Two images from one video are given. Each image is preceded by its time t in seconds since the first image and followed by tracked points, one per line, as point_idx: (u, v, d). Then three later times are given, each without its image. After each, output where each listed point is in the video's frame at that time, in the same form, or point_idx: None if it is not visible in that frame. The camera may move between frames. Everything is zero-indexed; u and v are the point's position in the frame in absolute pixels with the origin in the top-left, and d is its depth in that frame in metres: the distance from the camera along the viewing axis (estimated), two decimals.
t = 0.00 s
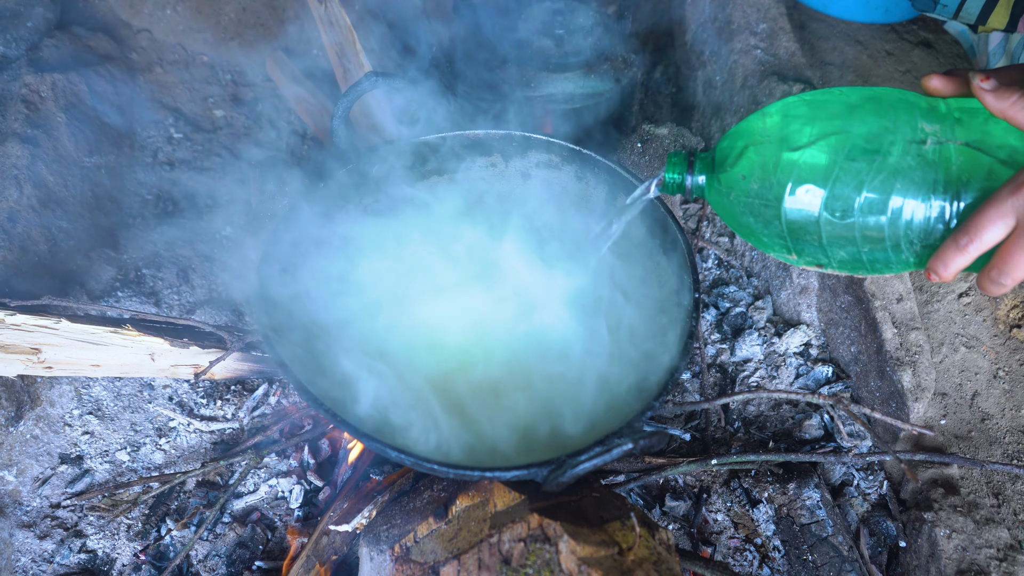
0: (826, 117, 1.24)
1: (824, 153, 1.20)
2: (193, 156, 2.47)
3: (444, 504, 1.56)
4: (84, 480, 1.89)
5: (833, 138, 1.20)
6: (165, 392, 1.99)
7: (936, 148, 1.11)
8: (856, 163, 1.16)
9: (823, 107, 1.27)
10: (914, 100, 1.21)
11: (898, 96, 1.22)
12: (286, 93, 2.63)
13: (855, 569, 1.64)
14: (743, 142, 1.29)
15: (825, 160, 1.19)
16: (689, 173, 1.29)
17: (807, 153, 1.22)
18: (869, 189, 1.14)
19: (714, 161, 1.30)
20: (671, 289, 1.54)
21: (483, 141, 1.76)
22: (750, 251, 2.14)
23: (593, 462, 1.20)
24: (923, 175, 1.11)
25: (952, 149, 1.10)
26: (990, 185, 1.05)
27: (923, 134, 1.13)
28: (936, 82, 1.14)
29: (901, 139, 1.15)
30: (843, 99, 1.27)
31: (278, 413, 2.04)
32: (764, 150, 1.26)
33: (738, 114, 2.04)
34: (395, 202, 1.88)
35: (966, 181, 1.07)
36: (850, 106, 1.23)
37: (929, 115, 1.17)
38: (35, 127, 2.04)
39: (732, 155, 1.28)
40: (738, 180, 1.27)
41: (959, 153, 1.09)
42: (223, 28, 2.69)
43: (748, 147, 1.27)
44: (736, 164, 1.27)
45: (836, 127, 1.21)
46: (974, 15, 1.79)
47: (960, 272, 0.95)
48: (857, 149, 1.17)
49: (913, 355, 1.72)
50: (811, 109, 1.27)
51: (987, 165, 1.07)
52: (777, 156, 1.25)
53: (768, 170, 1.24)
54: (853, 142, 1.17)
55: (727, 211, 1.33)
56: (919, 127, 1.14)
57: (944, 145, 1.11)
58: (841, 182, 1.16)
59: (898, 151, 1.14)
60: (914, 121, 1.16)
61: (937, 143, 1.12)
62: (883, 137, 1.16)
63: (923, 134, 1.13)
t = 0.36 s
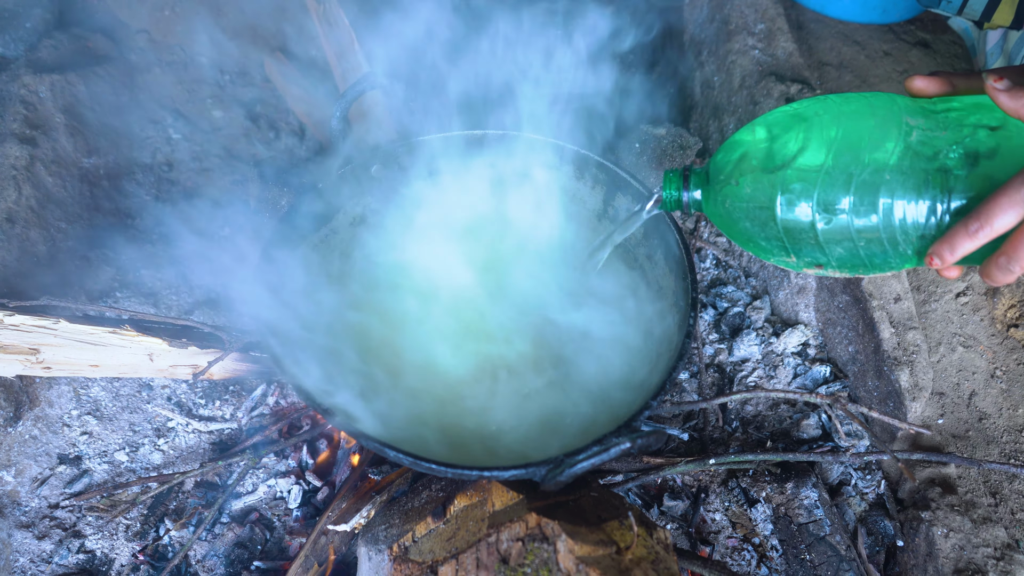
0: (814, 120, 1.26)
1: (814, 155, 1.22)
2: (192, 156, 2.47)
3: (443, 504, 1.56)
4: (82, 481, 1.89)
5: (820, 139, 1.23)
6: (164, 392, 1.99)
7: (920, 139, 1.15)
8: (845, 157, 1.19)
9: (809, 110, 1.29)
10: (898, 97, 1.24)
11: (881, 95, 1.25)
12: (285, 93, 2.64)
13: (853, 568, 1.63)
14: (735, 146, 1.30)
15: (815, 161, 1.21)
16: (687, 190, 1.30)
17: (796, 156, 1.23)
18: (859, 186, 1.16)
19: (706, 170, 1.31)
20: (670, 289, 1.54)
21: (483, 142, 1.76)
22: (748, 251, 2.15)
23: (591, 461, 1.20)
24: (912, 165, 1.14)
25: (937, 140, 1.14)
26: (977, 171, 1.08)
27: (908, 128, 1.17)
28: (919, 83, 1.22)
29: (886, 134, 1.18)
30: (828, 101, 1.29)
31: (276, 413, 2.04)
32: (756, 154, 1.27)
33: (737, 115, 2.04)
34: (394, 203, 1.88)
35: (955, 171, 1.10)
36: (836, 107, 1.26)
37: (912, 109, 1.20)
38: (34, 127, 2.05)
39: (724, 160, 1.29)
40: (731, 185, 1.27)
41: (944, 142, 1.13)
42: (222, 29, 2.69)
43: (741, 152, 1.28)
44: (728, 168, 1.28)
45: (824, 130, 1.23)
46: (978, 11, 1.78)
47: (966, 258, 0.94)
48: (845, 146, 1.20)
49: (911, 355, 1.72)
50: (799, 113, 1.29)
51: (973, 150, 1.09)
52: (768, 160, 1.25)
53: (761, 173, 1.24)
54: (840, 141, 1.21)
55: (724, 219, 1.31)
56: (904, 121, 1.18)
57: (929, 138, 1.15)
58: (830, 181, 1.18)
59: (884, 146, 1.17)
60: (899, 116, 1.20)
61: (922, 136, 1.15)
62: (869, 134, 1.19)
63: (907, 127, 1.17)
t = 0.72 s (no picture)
0: (800, 96, 1.27)
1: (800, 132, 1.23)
2: (190, 158, 2.47)
3: (440, 505, 1.56)
4: (81, 481, 1.90)
5: (808, 115, 1.24)
6: (162, 394, 1.97)
7: (905, 110, 1.17)
8: (832, 130, 1.21)
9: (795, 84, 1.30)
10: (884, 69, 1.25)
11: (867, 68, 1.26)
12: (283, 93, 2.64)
13: (850, 569, 1.63)
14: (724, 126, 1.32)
15: (802, 139, 1.23)
16: (676, 177, 1.32)
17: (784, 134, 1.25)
18: (847, 161, 1.19)
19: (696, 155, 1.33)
20: (668, 289, 1.55)
21: (480, 142, 1.75)
22: (746, 252, 2.15)
23: (588, 461, 1.20)
24: (899, 132, 1.16)
25: (918, 107, 1.16)
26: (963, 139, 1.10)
27: (890, 98, 1.19)
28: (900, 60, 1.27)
29: (870, 105, 1.19)
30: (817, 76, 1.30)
31: (274, 415, 2.05)
32: (746, 134, 1.28)
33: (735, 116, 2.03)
34: (392, 202, 1.88)
35: (941, 137, 1.12)
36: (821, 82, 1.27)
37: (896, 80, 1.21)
38: (33, 129, 2.04)
39: (712, 142, 1.31)
40: (722, 167, 1.29)
41: (927, 112, 1.15)
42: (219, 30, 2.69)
43: (731, 136, 1.29)
44: (719, 149, 1.29)
45: (811, 108, 1.24)
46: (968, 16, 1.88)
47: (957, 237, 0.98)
48: (830, 122, 1.22)
49: (908, 356, 1.71)
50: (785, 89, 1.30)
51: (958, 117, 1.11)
52: (758, 140, 1.26)
53: (751, 153, 1.26)
54: (826, 116, 1.22)
55: (716, 202, 1.33)
56: (885, 90, 1.19)
57: (911, 106, 1.17)
58: (819, 158, 1.21)
59: (868, 116, 1.19)
60: (881, 86, 1.21)
61: (904, 105, 1.17)
62: (852, 106, 1.21)
63: (891, 99, 1.18)
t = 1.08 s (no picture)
0: (786, 127, 1.26)
1: (790, 163, 1.22)
2: (188, 163, 2.47)
3: (438, 509, 1.56)
4: (78, 487, 1.89)
5: (796, 146, 1.23)
6: (159, 398, 1.99)
7: (893, 139, 1.16)
8: (821, 164, 1.20)
9: (778, 115, 1.30)
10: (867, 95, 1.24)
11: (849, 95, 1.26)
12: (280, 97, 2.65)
13: (847, 572, 1.63)
14: (712, 160, 1.31)
15: (793, 171, 1.21)
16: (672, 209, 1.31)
17: (773, 164, 1.23)
18: (841, 190, 1.17)
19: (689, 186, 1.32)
20: (663, 294, 1.55)
21: (476, 146, 1.76)
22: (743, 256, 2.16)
23: (586, 466, 1.21)
24: (888, 160, 1.15)
25: (906, 136, 1.15)
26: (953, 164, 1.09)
27: (877, 128, 1.18)
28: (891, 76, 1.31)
29: (857, 134, 1.18)
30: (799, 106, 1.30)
31: (273, 419, 2.05)
32: (735, 167, 1.26)
33: (731, 120, 2.03)
34: (389, 208, 1.88)
35: (931, 161, 1.11)
36: (804, 113, 1.26)
37: (879, 108, 1.20)
38: (31, 134, 2.05)
39: (702, 176, 1.31)
40: (716, 204, 1.27)
41: (916, 138, 1.14)
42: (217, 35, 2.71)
43: (721, 169, 1.28)
44: (710, 183, 1.28)
45: (798, 139, 1.24)
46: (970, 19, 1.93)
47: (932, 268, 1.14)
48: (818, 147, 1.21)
49: (904, 359, 1.71)
50: (768, 121, 1.30)
51: (946, 142, 1.10)
52: (748, 172, 1.25)
53: (743, 187, 1.25)
54: (814, 148, 1.21)
55: (713, 235, 1.32)
56: (872, 120, 1.19)
57: (899, 135, 1.16)
58: (811, 185, 1.19)
59: (857, 145, 1.18)
60: (867, 115, 1.20)
61: (892, 135, 1.16)
62: (839, 137, 1.20)
63: (877, 128, 1.18)
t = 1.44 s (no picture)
0: (776, 129, 1.23)
1: (787, 171, 1.20)
2: (187, 166, 2.47)
3: (437, 511, 1.56)
4: (77, 489, 1.89)
5: (789, 151, 1.21)
6: (158, 401, 1.99)
7: (886, 138, 1.14)
8: (817, 173, 1.18)
9: (764, 115, 1.26)
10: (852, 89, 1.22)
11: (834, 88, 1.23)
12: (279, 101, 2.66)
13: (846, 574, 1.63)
14: (704, 166, 1.29)
15: (790, 179, 1.20)
16: (664, 206, 1.35)
17: (769, 171, 1.21)
18: (839, 195, 1.17)
19: (680, 188, 1.34)
20: (662, 297, 1.55)
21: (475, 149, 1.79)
22: (742, 258, 2.18)
23: (585, 467, 1.21)
24: (886, 164, 1.14)
25: (899, 135, 1.14)
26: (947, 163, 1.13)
27: (869, 129, 1.15)
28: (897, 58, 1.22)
29: (850, 137, 1.16)
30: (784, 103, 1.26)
31: (272, 421, 2.05)
32: (729, 176, 1.25)
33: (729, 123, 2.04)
34: (388, 211, 1.89)
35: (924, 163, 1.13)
36: (792, 112, 1.23)
37: (867, 104, 1.19)
38: (29, 137, 2.04)
39: (697, 183, 1.30)
40: (712, 211, 1.29)
41: (908, 137, 1.13)
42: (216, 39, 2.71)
43: (716, 178, 1.26)
44: (707, 192, 1.28)
45: (790, 143, 1.21)
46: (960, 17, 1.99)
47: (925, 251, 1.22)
48: (808, 148, 1.19)
49: (903, 362, 1.71)
50: (756, 121, 1.26)
51: (938, 140, 1.12)
52: (744, 181, 1.23)
53: (740, 197, 1.24)
54: (809, 153, 1.19)
55: (710, 234, 1.35)
56: (864, 121, 1.16)
57: (891, 136, 1.14)
58: (806, 190, 1.19)
59: (852, 148, 1.16)
60: (858, 115, 1.17)
61: (885, 135, 1.14)
62: (834, 141, 1.17)
63: (869, 127, 1.15)
